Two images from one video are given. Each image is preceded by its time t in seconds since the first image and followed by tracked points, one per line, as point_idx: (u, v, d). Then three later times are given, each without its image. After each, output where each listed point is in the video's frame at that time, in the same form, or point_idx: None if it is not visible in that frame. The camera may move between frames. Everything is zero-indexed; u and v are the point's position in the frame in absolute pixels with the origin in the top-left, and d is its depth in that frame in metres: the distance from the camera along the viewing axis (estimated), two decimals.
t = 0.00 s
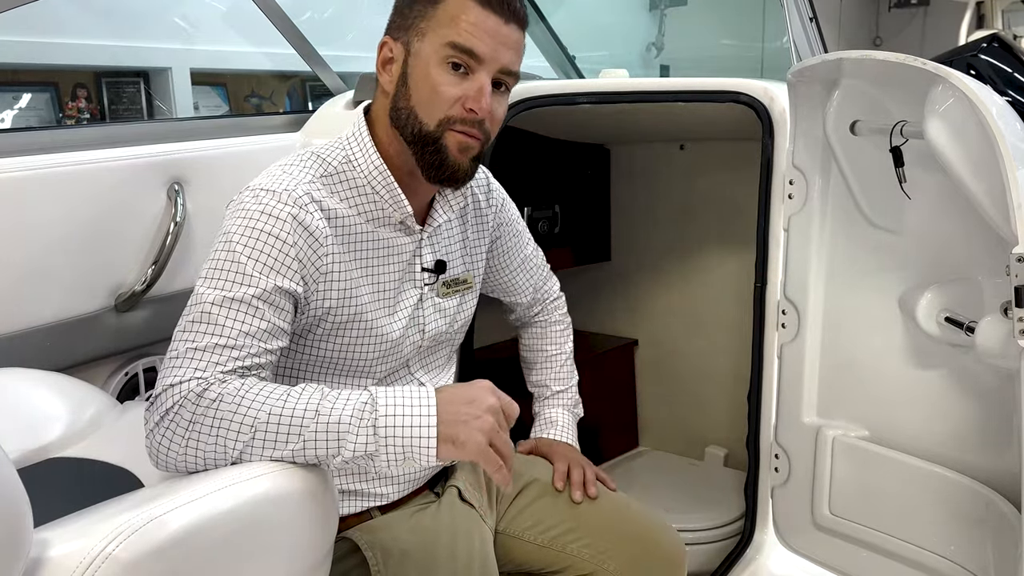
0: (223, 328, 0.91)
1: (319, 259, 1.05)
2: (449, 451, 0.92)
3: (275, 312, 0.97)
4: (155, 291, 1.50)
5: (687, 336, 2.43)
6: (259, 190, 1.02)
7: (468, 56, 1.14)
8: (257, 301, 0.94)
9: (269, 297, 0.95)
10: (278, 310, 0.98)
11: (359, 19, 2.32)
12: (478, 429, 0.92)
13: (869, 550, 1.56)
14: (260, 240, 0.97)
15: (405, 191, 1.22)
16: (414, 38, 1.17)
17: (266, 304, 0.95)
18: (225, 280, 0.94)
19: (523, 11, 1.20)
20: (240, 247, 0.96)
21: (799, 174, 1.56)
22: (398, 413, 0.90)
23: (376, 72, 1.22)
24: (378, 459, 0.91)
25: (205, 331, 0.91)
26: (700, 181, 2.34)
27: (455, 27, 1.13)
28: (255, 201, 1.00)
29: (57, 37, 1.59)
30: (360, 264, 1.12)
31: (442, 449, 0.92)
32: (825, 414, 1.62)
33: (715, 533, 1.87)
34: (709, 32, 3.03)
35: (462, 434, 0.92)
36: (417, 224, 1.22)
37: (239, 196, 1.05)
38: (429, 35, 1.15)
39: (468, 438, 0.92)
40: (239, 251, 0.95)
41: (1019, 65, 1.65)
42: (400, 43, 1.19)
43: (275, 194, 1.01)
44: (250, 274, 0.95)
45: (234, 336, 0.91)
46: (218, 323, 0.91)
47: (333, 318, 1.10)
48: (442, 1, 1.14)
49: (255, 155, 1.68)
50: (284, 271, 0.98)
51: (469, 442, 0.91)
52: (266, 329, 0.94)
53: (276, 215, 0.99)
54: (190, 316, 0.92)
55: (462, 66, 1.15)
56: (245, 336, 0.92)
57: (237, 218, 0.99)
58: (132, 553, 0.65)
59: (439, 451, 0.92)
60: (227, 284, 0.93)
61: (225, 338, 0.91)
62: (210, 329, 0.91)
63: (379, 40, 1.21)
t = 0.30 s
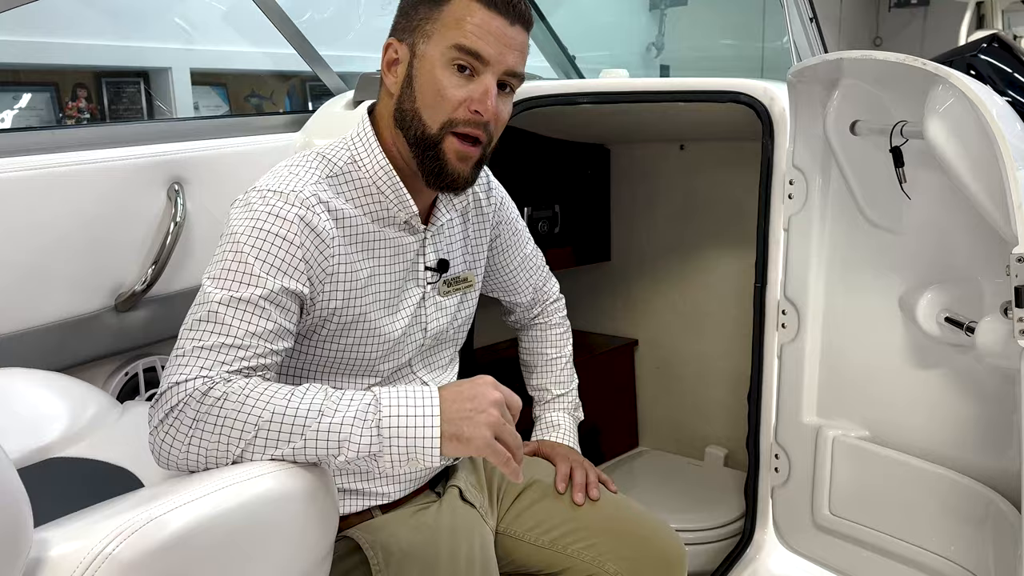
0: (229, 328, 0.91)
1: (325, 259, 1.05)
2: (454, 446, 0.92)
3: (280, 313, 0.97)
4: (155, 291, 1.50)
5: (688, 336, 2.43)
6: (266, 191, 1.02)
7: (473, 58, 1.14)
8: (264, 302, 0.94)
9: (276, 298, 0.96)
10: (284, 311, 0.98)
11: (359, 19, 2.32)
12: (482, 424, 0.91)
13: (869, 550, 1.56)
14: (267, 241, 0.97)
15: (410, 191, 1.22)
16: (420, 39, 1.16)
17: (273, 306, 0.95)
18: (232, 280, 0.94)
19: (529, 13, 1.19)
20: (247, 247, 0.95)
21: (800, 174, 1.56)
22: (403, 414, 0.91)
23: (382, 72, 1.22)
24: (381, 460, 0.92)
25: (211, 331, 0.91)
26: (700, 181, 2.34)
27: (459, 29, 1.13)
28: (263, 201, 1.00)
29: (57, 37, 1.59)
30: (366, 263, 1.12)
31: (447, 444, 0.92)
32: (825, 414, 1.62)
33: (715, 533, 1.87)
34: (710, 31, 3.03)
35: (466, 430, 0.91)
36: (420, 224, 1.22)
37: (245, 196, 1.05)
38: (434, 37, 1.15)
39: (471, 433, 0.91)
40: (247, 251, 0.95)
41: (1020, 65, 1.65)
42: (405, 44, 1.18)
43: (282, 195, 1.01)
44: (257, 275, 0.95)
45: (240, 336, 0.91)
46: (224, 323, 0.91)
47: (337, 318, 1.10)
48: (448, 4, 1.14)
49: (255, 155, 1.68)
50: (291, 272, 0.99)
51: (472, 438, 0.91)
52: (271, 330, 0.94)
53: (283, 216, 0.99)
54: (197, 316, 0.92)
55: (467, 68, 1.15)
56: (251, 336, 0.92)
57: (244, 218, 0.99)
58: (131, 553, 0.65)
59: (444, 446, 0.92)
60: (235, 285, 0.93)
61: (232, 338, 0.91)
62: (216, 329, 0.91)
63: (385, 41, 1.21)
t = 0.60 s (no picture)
0: (227, 328, 0.91)
1: (324, 256, 1.05)
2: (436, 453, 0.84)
3: (280, 312, 0.97)
4: (155, 291, 1.50)
5: (688, 336, 2.43)
6: (265, 190, 1.02)
7: (475, 53, 1.14)
8: (261, 301, 0.94)
9: (274, 297, 0.95)
10: (283, 310, 0.98)
11: (359, 19, 2.32)
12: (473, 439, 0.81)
13: (869, 550, 1.56)
14: (265, 240, 0.97)
15: (410, 191, 1.22)
16: (421, 36, 1.16)
17: (271, 304, 0.95)
18: (230, 280, 0.94)
19: (528, 9, 1.20)
20: (245, 246, 0.96)
21: (799, 174, 1.56)
22: (387, 412, 0.86)
23: (383, 70, 1.21)
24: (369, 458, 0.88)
25: (209, 330, 0.91)
26: (700, 181, 2.34)
27: (461, 23, 1.13)
28: (261, 200, 1.01)
29: (57, 37, 1.59)
30: (366, 261, 1.12)
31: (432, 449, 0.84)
32: (825, 414, 1.62)
33: (715, 532, 1.87)
34: (710, 30, 3.04)
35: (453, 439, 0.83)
36: (420, 222, 1.22)
37: (245, 195, 1.05)
38: (436, 32, 1.15)
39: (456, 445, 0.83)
40: (244, 250, 0.95)
41: (1020, 65, 1.65)
42: (406, 42, 1.18)
43: (281, 193, 1.02)
44: (255, 273, 0.95)
45: (238, 336, 0.91)
46: (222, 322, 0.91)
47: (337, 317, 1.11)
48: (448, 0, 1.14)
49: (255, 155, 1.68)
50: (289, 271, 0.99)
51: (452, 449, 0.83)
52: (271, 328, 0.94)
53: (282, 214, 0.99)
54: (195, 316, 0.92)
55: (469, 62, 1.15)
56: (249, 336, 0.92)
57: (242, 216, 0.99)
58: (131, 553, 0.65)
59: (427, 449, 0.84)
60: (231, 284, 0.93)
61: (230, 337, 0.91)
62: (214, 329, 0.91)
63: (385, 39, 1.21)
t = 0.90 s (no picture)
0: (227, 320, 0.91)
1: (322, 247, 1.05)
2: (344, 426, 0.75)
3: (281, 302, 0.96)
4: (155, 291, 1.50)
5: (688, 336, 2.43)
6: (264, 182, 1.03)
7: (479, 45, 1.16)
8: (258, 292, 0.93)
9: (270, 286, 0.95)
10: (284, 300, 0.97)
11: (359, 19, 2.32)
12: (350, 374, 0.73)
13: (869, 550, 1.56)
14: (262, 230, 0.97)
15: (410, 184, 1.21)
16: (427, 29, 1.17)
17: (269, 294, 0.95)
18: (228, 272, 0.94)
19: (530, 12, 1.23)
20: (242, 236, 0.96)
21: (799, 174, 1.56)
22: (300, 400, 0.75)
23: (385, 63, 1.21)
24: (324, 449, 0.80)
25: (209, 322, 0.91)
26: (700, 181, 2.34)
27: (468, 18, 1.15)
28: (260, 192, 1.01)
29: (57, 37, 1.59)
30: (365, 252, 1.12)
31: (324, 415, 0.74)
32: (825, 414, 1.62)
33: (715, 532, 1.87)
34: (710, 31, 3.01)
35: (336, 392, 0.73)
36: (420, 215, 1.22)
37: (245, 188, 1.05)
38: (442, 25, 1.16)
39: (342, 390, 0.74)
40: (241, 240, 0.96)
41: (1019, 65, 1.65)
42: (412, 35, 1.18)
43: (279, 185, 1.02)
44: (251, 264, 0.94)
45: (237, 328, 0.91)
46: (221, 314, 0.91)
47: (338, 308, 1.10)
48: None
49: (254, 155, 1.68)
50: (287, 261, 0.98)
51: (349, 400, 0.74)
52: (268, 319, 0.93)
53: (279, 205, 0.99)
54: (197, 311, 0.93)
55: (473, 55, 1.16)
56: (248, 328, 0.92)
57: (241, 208, 1.00)
58: (130, 553, 0.65)
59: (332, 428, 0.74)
60: (227, 274, 0.93)
61: (228, 328, 0.91)
62: (214, 322, 0.91)
63: (391, 34, 1.20)
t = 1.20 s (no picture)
0: (227, 324, 0.91)
1: (321, 251, 1.05)
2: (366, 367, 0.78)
3: (281, 305, 0.96)
4: (155, 291, 1.50)
5: (688, 336, 2.43)
6: (263, 185, 1.02)
7: (483, 55, 1.15)
8: (259, 295, 0.93)
9: (271, 290, 0.95)
10: (284, 303, 0.97)
11: (359, 19, 2.32)
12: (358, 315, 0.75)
13: (869, 550, 1.56)
14: (261, 234, 0.97)
15: (410, 185, 1.22)
16: (432, 34, 1.16)
17: (270, 298, 0.95)
18: (227, 276, 0.93)
19: (536, 22, 1.22)
20: (242, 241, 0.95)
21: (799, 174, 1.56)
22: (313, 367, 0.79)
23: (388, 64, 1.20)
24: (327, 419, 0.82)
25: (210, 327, 0.91)
26: (699, 181, 2.34)
27: (472, 26, 1.14)
28: (259, 195, 1.01)
29: (57, 37, 1.59)
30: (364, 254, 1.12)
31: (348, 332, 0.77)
32: (825, 414, 1.62)
33: (715, 532, 1.87)
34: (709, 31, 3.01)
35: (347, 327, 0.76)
36: (419, 217, 1.23)
37: (244, 191, 1.05)
38: (446, 31, 1.15)
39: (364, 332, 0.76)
40: (241, 244, 0.95)
41: (1019, 65, 1.65)
42: (417, 38, 1.17)
43: (278, 189, 1.02)
44: (251, 268, 0.94)
45: (238, 332, 0.91)
46: (221, 319, 0.91)
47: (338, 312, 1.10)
48: (463, 2, 1.15)
49: (254, 155, 1.68)
50: (287, 265, 0.98)
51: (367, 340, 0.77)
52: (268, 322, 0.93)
53: (279, 209, 0.99)
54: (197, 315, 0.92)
55: (476, 64, 1.15)
56: (248, 331, 0.92)
57: (240, 212, 1.00)
58: (131, 552, 0.65)
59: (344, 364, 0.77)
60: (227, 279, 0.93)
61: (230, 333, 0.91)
62: (214, 325, 0.91)
63: (396, 35, 1.19)
